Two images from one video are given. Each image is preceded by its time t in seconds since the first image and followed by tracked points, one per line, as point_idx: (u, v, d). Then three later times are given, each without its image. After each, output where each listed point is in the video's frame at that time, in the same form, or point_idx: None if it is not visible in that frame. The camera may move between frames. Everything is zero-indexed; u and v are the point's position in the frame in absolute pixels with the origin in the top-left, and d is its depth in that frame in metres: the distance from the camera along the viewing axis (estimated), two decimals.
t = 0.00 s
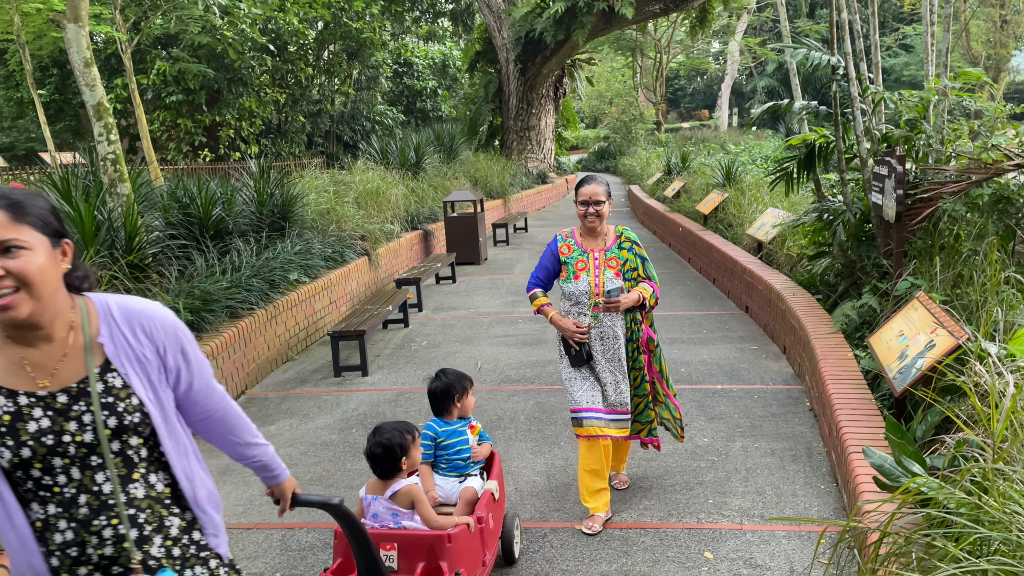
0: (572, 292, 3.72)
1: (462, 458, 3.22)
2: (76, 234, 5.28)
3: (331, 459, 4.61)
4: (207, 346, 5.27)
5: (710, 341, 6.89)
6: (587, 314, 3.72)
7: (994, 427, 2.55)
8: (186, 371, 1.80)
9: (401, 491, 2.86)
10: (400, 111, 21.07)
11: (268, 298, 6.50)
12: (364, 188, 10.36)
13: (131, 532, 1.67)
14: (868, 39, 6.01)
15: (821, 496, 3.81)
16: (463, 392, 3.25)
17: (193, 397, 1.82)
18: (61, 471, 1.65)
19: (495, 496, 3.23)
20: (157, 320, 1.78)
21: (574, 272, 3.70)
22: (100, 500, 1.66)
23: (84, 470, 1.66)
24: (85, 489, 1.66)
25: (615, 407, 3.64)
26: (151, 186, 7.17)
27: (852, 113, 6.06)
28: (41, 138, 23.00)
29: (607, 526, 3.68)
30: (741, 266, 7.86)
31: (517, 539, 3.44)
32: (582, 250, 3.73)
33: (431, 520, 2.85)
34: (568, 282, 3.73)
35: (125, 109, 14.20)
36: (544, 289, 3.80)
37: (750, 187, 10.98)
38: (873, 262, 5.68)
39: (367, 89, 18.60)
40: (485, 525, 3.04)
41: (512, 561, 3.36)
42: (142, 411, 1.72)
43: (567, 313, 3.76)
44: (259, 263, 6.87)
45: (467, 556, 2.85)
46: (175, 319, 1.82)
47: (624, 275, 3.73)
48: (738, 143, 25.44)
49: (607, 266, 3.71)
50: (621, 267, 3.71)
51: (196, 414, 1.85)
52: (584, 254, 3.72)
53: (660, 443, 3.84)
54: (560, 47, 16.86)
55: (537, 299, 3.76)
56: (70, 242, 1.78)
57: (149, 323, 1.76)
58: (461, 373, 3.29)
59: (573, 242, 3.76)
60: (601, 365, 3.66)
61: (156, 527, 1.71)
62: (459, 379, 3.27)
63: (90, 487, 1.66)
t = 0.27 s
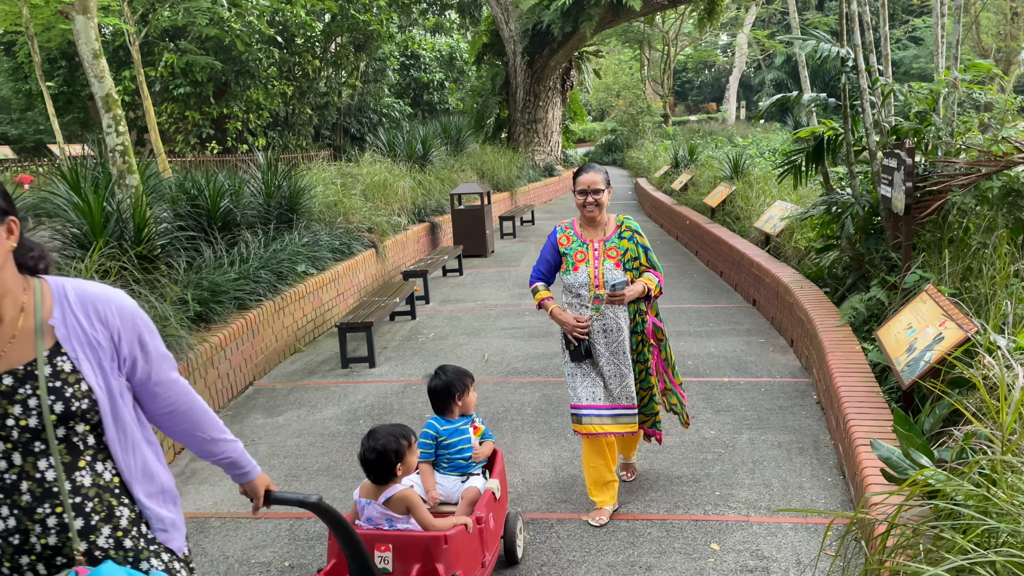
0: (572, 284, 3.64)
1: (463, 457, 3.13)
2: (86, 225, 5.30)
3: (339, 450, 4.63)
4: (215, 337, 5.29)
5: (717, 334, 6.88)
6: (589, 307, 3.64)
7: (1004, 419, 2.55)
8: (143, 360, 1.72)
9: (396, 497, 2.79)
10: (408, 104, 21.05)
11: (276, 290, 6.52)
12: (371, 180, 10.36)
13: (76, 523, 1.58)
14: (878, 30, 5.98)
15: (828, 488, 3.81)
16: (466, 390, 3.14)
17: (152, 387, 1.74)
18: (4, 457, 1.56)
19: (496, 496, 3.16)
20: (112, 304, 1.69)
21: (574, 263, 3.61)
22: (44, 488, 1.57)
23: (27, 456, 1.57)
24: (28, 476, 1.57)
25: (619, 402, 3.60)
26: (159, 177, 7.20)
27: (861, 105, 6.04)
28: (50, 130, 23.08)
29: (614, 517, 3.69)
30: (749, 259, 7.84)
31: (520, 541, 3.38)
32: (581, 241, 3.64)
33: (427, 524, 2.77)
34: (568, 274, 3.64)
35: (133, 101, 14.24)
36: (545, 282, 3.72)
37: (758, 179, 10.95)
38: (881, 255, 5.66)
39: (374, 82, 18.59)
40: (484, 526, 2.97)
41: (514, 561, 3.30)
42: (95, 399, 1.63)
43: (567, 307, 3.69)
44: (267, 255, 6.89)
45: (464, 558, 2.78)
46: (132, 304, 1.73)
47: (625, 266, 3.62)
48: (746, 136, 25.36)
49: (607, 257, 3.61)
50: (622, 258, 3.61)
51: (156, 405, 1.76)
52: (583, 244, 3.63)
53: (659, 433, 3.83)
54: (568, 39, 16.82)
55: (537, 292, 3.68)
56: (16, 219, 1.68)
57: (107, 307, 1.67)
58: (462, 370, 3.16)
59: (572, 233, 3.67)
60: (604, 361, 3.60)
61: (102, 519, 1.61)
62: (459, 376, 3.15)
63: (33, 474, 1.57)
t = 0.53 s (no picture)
0: (575, 274, 3.57)
1: (467, 455, 3.09)
2: (97, 214, 5.33)
3: (348, 439, 4.65)
4: (225, 327, 5.32)
5: (725, 327, 6.87)
6: (592, 298, 3.56)
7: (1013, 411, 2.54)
8: (119, 350, 1.73)
9: (393, 498, 2.68)
10: (417, 96, 21.00)
11: (285, 280, 6.54)
12: (380, 172, 10.36)
13: (41, 522, 1.60)
14: (890, 21, 5.93)
15: (837, 480, 3.81)
16: (471, 388, 3.08)
17: (129, 378, 1.75)
18: None
19: (499, 493, 3.09)
20: (86, 296, 1.70)
21: (577, 253, 3.54)
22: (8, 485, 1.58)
23: None
24: None
25: (623, 397, 3.51)
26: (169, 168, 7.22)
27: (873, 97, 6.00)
28: (60, 121, 23.16)
29: (622, 508, 3.69)
30: (758, 251, 7.82)
31: (524, 539, 3.29)
32: (585, 231, 3.57)
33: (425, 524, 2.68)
34: (571, 264, 3.58)
35: (143, 92, 14.27)
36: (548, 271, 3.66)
37: (767, 172, 10.91)
38: (892, 247, 5.64)
39: (383, 73, 18.54)
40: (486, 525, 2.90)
41: (519, 560, 3.23)
42: (65, 395, 1.63)
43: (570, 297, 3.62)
44: (276, 246, 6.91)
45: (465, 557, 2.70)
46: (107, 295, 1.74)
47: (630, 256, 3.55)
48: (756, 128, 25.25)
49: (611, 247, 3.53)
50: (626, 247, 3.53)
51: (135, 397, 1.77)
52: (586, 234, 3.56)
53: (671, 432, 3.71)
54: (577, 31, 16.76)
55: (540, 281, 3.64)
56: None
57: (78, 300, 1.68)
58: (466, 366, 3.10)
59: (576, 222, 3.60)
60: (608, 356, 3.51)
61: (67, 518, 1.63)
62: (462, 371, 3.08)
63: None
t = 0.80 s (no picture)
0: (578, 265, 3.46)
1: (471, 450, 3.06)
2: (108, 203, 5.35)
3: (357, 428, 4.67)
4: (235, 316, 5.34)
5: (735, 318, 6.85)
6: (597, 291, 3.44)
7: None
8: (95, 353, 1.64)
9: (392, 494, 2.62)
10: (426, 87, 20.97)
11: (295, 270, 6.56)
12: (389, 162, 10.36)
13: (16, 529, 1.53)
14: (904, 11, 5.88)
15: (846, 472, 3.80)
16: (475, 383, 3.02)
17: (106, 382, 1.67)
18: None
19: (503, 489, 3.03)
20: (59, 296, 1.60)
21: (580, 244, 3.43)
22: None
23: None
24: None
25: (628, 391, 3.40)
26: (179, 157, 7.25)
27: (885, 87, 5.95)
28: (72, 111, 23.27)
29: (631, 498, 3.70)
30: (768, 243, 7.79)
31: (528, 535, 3.24)
32: (590, 221, 3.46)
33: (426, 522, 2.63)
34: (575, 255, 3.46)
35: (154, 83, 14.32)
36: (552, 260, 3.56)
37: (779, 163, 10.85)
38: (903, 239, 5.60)
39: (393, 64, 18.52)
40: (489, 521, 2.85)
41: (522, 557, 3.18)
42: (35, 401, 1.56)
43: (575, 289, 3.52)
44: (286, 235, 6.93)
45: (466, 555, 2.66)
46: (82, 294, 1.64)
47: (636, 248, 3.41)
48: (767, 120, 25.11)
49: (616, 239, 3.41)
50: (632, 240, 3.40)
51: (114, 401, 1.70)
52: (591, 225, 3.44)
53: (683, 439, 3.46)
54: (588, 21, 16.68)
55: (544, 271, 3.56)
56: None
57: (48, 298, 1.58)
58: (471, 362, 3.03)
59: (581, 212, 3.49)
60: (612, 350, 3.39)
61: (42, 525, 1.57)
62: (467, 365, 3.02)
63: None
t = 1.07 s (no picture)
0: (585, 260, 3.37)
1: (476, 444, 3.04)
2: (121, 190, 5.38)
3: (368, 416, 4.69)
4: (247, 304, 5.37)
5: (746, 310, 6.83)
6: (603, 287, 3.36)
7: None
8: (72, 363, 1.57)
9: (391, 488, 2.59)
10: (438, 77, 20.93)
11: (306, 259, 6.58)
12: (400, 152, 10.36)
13: None
14: None
15: (856, 463, 3.79)
16: (475, 376, 2.97)
17: (85, 390, 1.60)
18: None
19: (508, 483, 2.98)
20: (30, 304, 1.52)
21: (587, 239, 3.34)
22: None
23: None
24: None
25: (630, 387, 3.34)
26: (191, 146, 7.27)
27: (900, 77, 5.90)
28: (84, 100, 23.38)
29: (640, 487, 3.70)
30: (780, 234, 7.75)
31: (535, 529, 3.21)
32: (597, 215, 3.35)
33: (426, 517, 2.60)
34: (581, 250, 3.38)
35: (166, 72, 14.36)
36: (561, 256, 3.49)
37: (792, 154, 10.79)
38: (916, 230, 5.57)
39: (404, 54, 18.48)
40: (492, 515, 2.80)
41: (528, 551, 3.14)
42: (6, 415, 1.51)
43: (583, 284, 3.43)
44: (297, 224, 6.95)
45: (468, 551, 2.62)
46: (56, 300, 1.55)
47: (643, 244, 3.30)
48: (781, 110, 24.95)
49: (624, 234, 3.31)
50: (640, 235, 3.29)
51: (94, 409, 1.63)
52: (598, 219, 3.35)
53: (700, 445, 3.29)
54: (600, 11, 16.60)
55: (554, 265, 3.49)
56: None
57: (18, 308, 1.50)
58: (472, 363, 2.96)
59: (588, 206, 3.39)
60: (616, 348, 3.32)
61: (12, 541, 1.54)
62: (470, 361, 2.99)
63: None
